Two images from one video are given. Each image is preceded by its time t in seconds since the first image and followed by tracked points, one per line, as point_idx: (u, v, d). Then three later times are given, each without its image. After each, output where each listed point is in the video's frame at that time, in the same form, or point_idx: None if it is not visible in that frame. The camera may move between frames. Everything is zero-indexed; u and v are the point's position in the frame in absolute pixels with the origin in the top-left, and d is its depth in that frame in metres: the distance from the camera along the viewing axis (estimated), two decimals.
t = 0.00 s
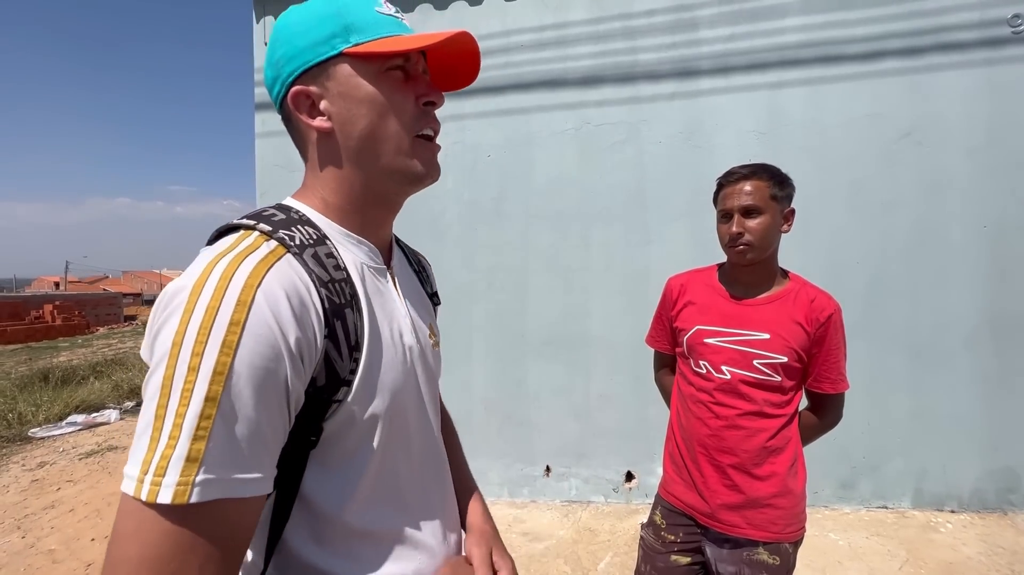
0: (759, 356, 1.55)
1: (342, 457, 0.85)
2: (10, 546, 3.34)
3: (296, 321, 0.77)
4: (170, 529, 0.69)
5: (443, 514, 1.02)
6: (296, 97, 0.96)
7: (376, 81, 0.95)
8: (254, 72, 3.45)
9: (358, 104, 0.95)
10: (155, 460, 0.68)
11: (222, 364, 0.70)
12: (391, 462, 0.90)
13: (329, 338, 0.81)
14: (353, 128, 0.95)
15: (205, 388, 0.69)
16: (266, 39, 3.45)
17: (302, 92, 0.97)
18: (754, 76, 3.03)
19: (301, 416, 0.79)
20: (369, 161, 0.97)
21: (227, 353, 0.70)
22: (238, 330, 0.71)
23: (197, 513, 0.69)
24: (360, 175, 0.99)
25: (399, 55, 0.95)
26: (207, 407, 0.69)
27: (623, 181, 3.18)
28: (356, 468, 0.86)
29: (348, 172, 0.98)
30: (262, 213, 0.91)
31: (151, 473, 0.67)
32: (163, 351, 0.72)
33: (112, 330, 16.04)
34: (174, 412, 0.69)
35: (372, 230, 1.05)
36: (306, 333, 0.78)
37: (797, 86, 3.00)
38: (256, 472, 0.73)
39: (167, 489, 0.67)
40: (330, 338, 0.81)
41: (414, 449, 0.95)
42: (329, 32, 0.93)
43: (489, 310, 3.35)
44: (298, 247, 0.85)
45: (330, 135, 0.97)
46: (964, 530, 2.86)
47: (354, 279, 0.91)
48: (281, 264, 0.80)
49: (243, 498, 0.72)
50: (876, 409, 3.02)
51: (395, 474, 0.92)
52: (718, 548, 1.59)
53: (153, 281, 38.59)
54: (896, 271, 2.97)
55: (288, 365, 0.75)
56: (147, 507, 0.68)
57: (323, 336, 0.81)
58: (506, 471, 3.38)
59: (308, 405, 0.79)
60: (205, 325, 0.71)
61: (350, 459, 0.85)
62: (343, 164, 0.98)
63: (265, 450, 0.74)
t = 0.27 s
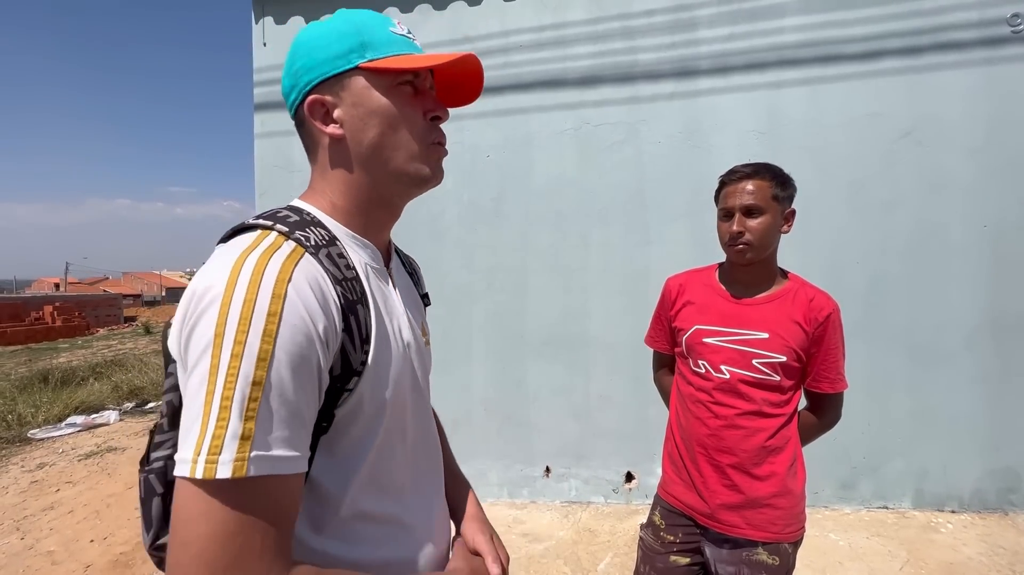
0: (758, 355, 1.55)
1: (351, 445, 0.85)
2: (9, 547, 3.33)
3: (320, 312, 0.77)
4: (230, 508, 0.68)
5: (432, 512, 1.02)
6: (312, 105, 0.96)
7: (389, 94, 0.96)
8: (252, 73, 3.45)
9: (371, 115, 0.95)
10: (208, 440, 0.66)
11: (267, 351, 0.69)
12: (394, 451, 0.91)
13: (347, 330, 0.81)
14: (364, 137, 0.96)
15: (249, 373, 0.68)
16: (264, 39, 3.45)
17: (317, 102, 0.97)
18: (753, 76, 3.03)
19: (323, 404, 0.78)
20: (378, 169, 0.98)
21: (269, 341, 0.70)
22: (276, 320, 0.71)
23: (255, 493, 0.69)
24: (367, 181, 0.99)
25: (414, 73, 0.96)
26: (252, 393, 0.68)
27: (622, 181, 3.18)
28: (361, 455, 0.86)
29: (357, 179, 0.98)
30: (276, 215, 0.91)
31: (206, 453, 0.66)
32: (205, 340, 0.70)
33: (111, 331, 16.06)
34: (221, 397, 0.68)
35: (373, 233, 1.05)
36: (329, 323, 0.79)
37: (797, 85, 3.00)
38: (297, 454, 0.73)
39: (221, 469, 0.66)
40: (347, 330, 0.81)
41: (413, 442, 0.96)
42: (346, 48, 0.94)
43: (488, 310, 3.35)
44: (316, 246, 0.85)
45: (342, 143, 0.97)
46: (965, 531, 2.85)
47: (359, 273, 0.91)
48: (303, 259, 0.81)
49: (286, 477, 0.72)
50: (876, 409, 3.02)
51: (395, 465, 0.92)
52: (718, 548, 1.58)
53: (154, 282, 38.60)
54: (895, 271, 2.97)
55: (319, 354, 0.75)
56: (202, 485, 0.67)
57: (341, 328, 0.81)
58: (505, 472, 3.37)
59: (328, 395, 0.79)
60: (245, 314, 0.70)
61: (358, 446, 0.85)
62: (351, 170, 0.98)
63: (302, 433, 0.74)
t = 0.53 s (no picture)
0: (756, 354, 1.54)
1: (345, 422, 0.86)
2: (7, 549, 3.33)
3: (315, 295, 0.80)
4: (227, 459, 0.70)
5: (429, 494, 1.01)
6: (309, 121, 0.98)
7: (374, 105, 0.98)
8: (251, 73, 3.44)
9: (360, 124, 0.97)
10: (208, 401, 0.69)
11: (263, 325, 0.72)
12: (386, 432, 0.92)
13: (340, 314, 0.84)
14: (355, 146, 0.98)
15: (246, 344, 0.72)
16: (262, 40, 3.44)
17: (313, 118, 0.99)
18: (752, 76, 3.03)
19: (316, 381, 0.81)
20: (372, 175, 0.99)
21: (265, 316, 0.73)
22: (273, 299, 0.74)
23: (248, 446, 0.71)
24: (364, 186, 1.00)
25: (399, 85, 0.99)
26: (248, 360, 0.71)
27: (621, 180, 3.18)
28: (355, 432, 0.87)
29: (353, 182, 1.00)
30: (282, 214, 0.95)
31: (205, 413, 0.69)
32: (210, 316, 0.74)
33: (111, 332, 16.05)
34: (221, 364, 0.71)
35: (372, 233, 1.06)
36: (323, 305, 0.82)
37: (795, 85, 3.00)
38: (291, 420, 0.75)
39: (218, 427, 0.69)
40: (341, 314, 0.84)
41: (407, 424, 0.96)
42: (335, 67, 0.97)
43: (487, 310, 3.35)
44: (315, 239, 0.88)
45: (336, 153, 1.00)
46: (965, 530, 2.85)
47: (355, 264, 0.94)
48: (302, 248, 0.84)
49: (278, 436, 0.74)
50: (875, 408, 3.02)
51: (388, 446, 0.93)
52: (716, 548, 1.58)
53: (153, 283, 38.53)
54: (894, 271, 2.97)
55: (312, 332, 0.78)
56: (202, 438, 0.70)
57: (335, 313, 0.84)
58: (504, 472, 3.37)
59: (321, 375, 0.81)
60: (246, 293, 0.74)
61: (349, 424, 0.87)
62: (347, 177, 1.00)
63: (296, 403, 0.76)
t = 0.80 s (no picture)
0: (754, 353, 1.55)
1: (338, 401, 0.94)
2: (6, 550, 3.32)
3: (309, 285, 0.89)
4: (224, 419, 0.78)
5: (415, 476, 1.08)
6: (314, 138, 1.06)
7: (373, 124, 1.05)
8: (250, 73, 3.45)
9: (358, 141, 1.04)
10: (212, 371, 0.78)
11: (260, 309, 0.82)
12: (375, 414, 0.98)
13: (332, 303, 0.92)
14: (353, 161, 1.05)
15: (246, 324, 0.81)
16: (262, 40, 3.44)
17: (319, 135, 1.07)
18: (750, 76, 3.04)
19: (308, 363, 0.89)
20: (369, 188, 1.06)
21: (263, 301, 0.82)
22: (270, 286, 0.84)
23: (247, 412, 0.80)
24: (362, 197, 1.08)
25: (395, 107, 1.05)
26: (247, 338, 0.80)
27: (619, 181, 3.18)
28: (345, 411, 0.95)
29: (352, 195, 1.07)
30: (286, 217, 1.04)
31: (208, 382, 0.78)
32: (218, 301, 0.84)
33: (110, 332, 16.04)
34: (224, 340, 0.80)
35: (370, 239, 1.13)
36: (315, 294, 0.90)
37: (794, 85, 3.00)
38: (288, 393, 0.84)
39: (218, 394, 0.77)
40: (333, 304, 0.92)
41: (397, 408, 1.03)
42: (339, 91, 1.05)
43: (486, 310, 3.35)
44: (314, 238, 0.97)
45: (338, 168, 1.07)
46: (963, 530, 2.86)
47: (351, 261, 1.01)
48: (300, 245, 0.93)
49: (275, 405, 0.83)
50: (873, 408, 3.02)
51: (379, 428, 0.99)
52: (715, 547, 1.59)
53: (152, 283, 38.50)
54: (892, 271, 2.97)
55: (304, 318, 0.87)
56: (207, 404, 0.78)
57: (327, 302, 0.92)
58: (504, 472, 3.37)
59: (314, 357, 0.89)
60: (248, 280, 0.84)
61: (340, 404, 0.94)
62: (347, 189, 1.08)
63: (290, 378, 0.84)
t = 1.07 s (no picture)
0: (751, 352, 1.55)
1: (334, 390, 0.95)
2: (6, 550, 3.32)
3: (312, 278, 0.90)
4: (228, 398, 0.80)
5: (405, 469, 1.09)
6: (329, 146, 1.07)
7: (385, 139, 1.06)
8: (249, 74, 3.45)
9: (371, 153, 1.05)
10: (218, 353, 0.79)
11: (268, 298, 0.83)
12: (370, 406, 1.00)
13: (333, 297, 0.93)
14: (365, 171, 1.06)
15: (252, 312, 0.82)
16: (261, 40, 3.45)
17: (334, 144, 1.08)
18: (749, 76, 3.04)
19: (307, 353, 0.89)
20: (377, 198, 1.07)
21: (269, 292, 0.83)
22: (277, 276, 0.85)
23: (249, 393, 0.81)
24: (370, 206, 1.08)
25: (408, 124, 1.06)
26: (251, 326, 0.81)
27: (618, 180, 3.19)
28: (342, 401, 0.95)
29: (359, 204, 1.08)
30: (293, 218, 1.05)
31: (213, 364, 0.79)
32: (227, 292, 0.85)
33: (110, 332, 16.05)
34: (229, 326, 0.81)
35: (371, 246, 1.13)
36: (318, 288, 0.91)
37: (792, 85, 3.01)
38: (285, 378, 0.84)
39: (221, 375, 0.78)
40: (334, 298, 0.93)
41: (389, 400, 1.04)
42: (356, 103, 1.06)
43: (485, 310, 3.36)
44: (319, 238, 0.98)
45: (349, 176, 1.08)
46: (961, 529, 2.86)
47: (353, 261, 1.02)
48: (307, 243, 0.94)
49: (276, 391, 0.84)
50: (872, 407, 3.02)
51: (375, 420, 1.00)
52: (713, 546, 1.59)
53: (152, 283, 38.50)
54: (891, 270, 2.98)
55: (306, 311, 0.87)
56: (213, 384, 0.79)
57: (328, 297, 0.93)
58: (503, 472, 3.37)
59: (312, 348, 0.90)
60: (257, 272, 0.85)
61: (338, 394, 0.95)
62: (356, 197, 1.08)
63: (289, 366, 0.85)
